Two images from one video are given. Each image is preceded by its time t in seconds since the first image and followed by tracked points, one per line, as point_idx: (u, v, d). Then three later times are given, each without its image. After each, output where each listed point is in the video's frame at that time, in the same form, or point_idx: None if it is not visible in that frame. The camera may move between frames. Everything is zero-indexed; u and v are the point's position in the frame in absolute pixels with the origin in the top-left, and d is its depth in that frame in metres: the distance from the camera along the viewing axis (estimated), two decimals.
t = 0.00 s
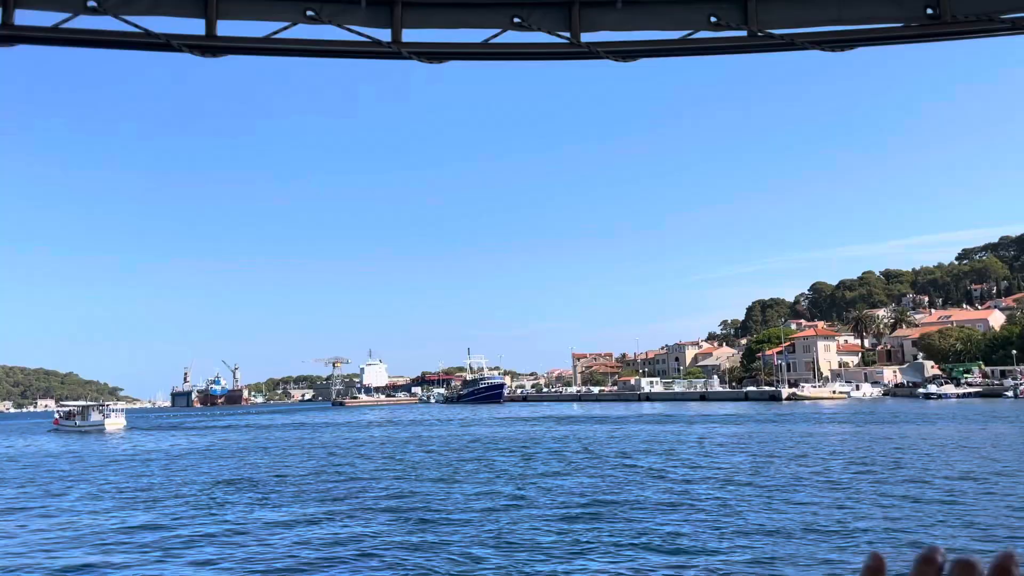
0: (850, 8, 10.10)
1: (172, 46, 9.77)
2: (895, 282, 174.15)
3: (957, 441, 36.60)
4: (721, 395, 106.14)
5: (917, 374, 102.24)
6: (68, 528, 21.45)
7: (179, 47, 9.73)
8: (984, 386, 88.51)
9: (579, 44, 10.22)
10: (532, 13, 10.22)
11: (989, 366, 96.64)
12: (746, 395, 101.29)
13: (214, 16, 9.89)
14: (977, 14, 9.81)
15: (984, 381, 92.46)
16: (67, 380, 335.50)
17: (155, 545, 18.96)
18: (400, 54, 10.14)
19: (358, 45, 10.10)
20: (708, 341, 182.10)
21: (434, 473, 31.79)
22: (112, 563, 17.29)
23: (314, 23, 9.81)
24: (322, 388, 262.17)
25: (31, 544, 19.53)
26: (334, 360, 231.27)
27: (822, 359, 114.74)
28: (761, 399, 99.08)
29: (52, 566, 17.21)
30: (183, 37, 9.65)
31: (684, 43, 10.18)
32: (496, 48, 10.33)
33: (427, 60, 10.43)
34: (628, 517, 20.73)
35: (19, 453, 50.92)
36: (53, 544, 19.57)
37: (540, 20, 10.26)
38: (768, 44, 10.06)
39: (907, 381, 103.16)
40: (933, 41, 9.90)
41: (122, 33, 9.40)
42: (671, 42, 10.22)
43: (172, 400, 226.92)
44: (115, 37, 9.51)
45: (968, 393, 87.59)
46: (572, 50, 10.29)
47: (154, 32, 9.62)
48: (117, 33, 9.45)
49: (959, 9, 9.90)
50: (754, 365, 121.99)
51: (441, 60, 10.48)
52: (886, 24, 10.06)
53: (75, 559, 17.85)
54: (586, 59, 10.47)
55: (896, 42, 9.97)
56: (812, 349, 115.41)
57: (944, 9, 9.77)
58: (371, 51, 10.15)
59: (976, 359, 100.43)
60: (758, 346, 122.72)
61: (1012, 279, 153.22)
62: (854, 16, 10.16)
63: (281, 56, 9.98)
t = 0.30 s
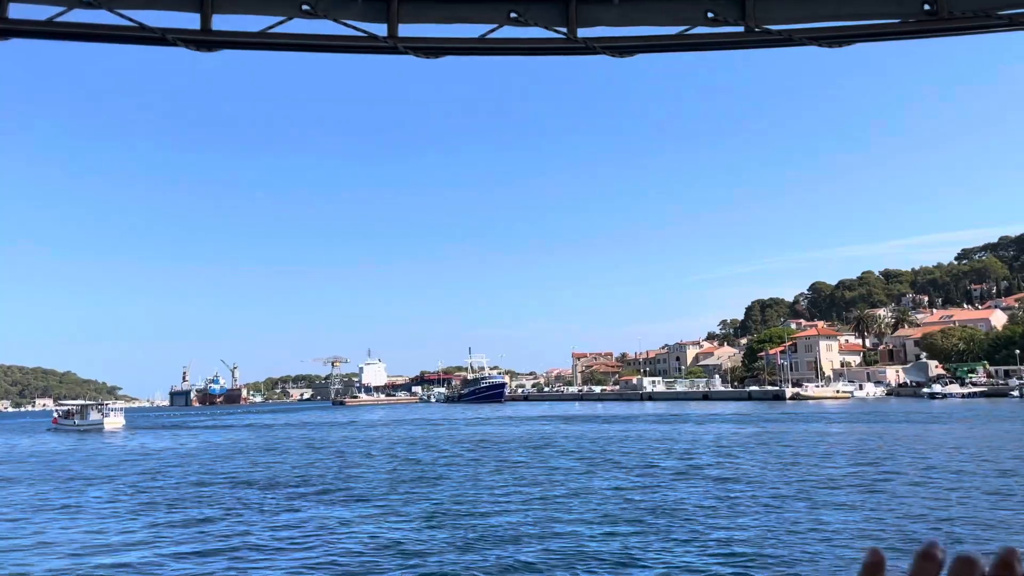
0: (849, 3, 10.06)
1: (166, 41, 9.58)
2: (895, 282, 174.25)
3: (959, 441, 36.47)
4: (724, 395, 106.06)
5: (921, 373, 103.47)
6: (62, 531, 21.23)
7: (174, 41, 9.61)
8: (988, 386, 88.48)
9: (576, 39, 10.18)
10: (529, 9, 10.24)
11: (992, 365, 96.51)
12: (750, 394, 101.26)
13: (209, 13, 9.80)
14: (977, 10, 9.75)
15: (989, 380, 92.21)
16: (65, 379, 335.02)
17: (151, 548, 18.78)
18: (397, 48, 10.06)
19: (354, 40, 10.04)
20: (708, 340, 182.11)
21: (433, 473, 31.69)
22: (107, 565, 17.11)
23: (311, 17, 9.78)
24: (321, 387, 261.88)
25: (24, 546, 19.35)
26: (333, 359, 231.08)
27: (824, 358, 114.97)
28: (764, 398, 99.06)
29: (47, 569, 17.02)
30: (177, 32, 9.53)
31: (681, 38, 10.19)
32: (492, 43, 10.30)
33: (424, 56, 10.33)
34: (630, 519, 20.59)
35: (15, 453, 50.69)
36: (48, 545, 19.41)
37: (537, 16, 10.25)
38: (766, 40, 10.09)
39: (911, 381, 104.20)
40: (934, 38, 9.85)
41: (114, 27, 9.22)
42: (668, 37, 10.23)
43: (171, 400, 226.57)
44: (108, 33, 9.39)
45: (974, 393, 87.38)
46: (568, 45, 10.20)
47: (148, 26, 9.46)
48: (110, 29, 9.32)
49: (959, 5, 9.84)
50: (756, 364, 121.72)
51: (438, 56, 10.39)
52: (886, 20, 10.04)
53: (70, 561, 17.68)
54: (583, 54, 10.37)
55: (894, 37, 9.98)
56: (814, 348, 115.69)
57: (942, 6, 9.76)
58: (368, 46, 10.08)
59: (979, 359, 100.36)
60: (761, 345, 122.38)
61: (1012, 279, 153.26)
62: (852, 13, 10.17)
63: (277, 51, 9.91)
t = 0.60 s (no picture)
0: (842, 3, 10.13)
1: (157, 39, 9.63)
2: (894, 282, 174.44)
3: (960, 441, 36.51)
4: (728, 395, 106.00)
5: (925, 373, 103.30)
6: (59, 529, 21.18)
7: (165, 39, 9.65)
8: (993, 387, 88.18)
9: (569, 38, 10.19)
10: (521, 7, 10.27)
11: (996, 365, 96.35)
12: (753, 394, 101.20)
13: (202, 10, 9.87)
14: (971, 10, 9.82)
15: (994, 380, 91.92)
16: (63, 379, 334.31)
17: (149, 546, 18.76)
18: (389, 46, 10.06)
19: (345, 37, 10.03)
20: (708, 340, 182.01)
21: (433, 472, 31.70)
22: (104, 564, 17.08)
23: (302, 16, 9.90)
24: (319, 387, 261.43)
25: (22, 544, 19.33)
26: (332, 359, 230.94)
27: (826, 358, 115.24)
28: (768, 397, 99.00)
29: (44, 567, 17.00)
30: (169, 29, 9.57)
31: (675, 38, 10.24)
32: (483, 40, 10.30)
33: (416, 55, 10.32)
34: (629, 518, 20.61)
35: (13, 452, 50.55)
36: (45, 544, 19.36)
37: (529, 15, 10.32)
38: (758, 39, 10.18)
39: (914, 381, 104.02)
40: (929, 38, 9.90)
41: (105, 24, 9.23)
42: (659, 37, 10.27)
43: (169, 400, 226.21)
44: (99, 31, 9.42)
45: (979, 393, 86.90)
46: (561, 45, 10.22)
47: (140, 24, 9.51)
48: (103, 27, 9.36)
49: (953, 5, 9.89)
50: (758, 364, 121.55)
51: (431, 55, 10.38)
52: (881, 22, 10.10)
53: (67, 560, 17.65)
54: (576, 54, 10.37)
55: (888, 37, 10.03)
56: (816, 348, 116.46)
57: (935, 6, 9.83)
58: (358, 45, 10.08)
59: (981, 358, 100.15)
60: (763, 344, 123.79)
61: (1012, 279, 153.40)
62: (846, 13, 10.24)
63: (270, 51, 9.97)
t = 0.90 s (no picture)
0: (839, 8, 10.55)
1: (156, 43, 9.63)
2: (893, 282, 174.72)
3: (961, 441, 36.60)
4: (731, 395, 105.85)
5: (929, 373, 103.64)
6: (59, 528, 21.15)
7: (163, 43, 9.64)
8: (999, 387, 87.99)
9: (568, 42, 10.35)
10: (520, 13, 10.66)
11: (1001, 365, 96.23)
12: (756, 394, 101.11)
13: (200, 14, 9.95)
14: (966, 16, 10.30)
15: (998, 380, 91.67)
16: (60, 379, 333.38)
17: (150, 544, 18.74)
18: (387, 50, 10.05)
19: (342, 42, 10.02)
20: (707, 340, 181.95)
21: (435, 471, 31.78)
22: (105, 562, 17.03)
23: (300, 20, 10.05)
24: (317, 387, 260.91)
25: (28, 543, 19.39)
26: (331, 359, 230.57)
27: (828, 358, 115.19)
28: (771, 397, 98.92)
29: (46, 566, 16.99)
30: (167, 33, 9.57)
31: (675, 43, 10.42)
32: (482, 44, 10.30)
33: (414, 59, 10.35)
34: (631, 516, 20.68)
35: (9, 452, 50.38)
36: (46, 543, 19.31)
37: (528, 20, 10.68)
38: (757, 43, 10.44)
39: (918, 381, 104.51)
40: (926, 42, 10.30)
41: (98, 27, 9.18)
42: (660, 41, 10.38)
43: (167, 400, 225.60)
44: (92, 35, 9.37)
45: (985, 393, 86.65)
46: (559, 49, 10.36)
47: (137, 28, 9.50)
48: (99, 30, 9.31)
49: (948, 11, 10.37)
50: (760, 364, 121.45)
51: (429, 60, 10.43)
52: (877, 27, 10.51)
53: (69, 558, 17.61)
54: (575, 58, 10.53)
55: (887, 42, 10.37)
56: (818, 347, 116.93)
57: (931, 11, 10.27)
58: (356, 48, 10.09)
59: (983, 358, 100.05)
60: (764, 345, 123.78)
61: (1011, 279, 153.59)
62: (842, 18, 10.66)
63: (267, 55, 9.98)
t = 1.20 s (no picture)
0: (837, 16, 10.61)
1: (159, 50, 9.63)
2: (892, 283, 175.13)
3: (962, 442, 36.79)
4: (732, 395, 105.86)
5: (931, 373, 103.56)
6: (60, 529, 21.17)
7: (166, 50, 9.64)
8: (1004, 387, 87.96)
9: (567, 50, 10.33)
10: (520, 20, 10.59)
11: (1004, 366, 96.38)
12: (759, 395, 101.09)
13: (203, 20, 9.94)
14: (962, 25, 10.35)
15: (1001, 380, 91.59)
16: (57, 379, 332.81)
17: (152, 546, 18.77)
18: (389, 58, 10.06)
19: (345, 48, 10.01)
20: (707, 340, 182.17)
21: (437, 472, 31.85)
22: (106, 563, 17.07)
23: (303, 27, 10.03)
24: (314, 387, 261.09)
25: (32, 543, 19.42)
26: (329, 359, 230.46)
27: (829, 359, 115.23)
28: (774, 398, 98.96)
29: (48, 567, 17.00)
30: (170, 40, 9.58)
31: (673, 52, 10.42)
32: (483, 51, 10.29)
33: (415, 66, 10.33)
34: (631, 517, 20.78)
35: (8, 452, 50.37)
36: (49, 544, 19.37)
37: (529, 27, 10.64)
38: (757, 51, 10.45)
39: (921, 381, 104.34)
40: (922, 51, 10.37)
41: (100, 34, 9.17)
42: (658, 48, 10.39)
43: (164, 399, 225.37)
44: (94, 42, 9.34)
45: (989, 394, 86.67)
46: (559, 56, 10.33)
47: (140, 35, 9.49)
48: (102, 36, 9.29)
49: (944, 18, 10.42)
50: (761, 364, 121.54)
51: (429, 67, 10.40)
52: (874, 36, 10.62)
53: (71, 559, 17.65)
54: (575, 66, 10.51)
55: (884, 50, 10.45)
56: (819, 348, 117.06)
57: (928, 19, 10.34)
58: (358, 55, 10.06)
59: (985, 359, 100.02)
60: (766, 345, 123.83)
61: (1011, 279, 153.87)
62: (840, 28, 10.71)
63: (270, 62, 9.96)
